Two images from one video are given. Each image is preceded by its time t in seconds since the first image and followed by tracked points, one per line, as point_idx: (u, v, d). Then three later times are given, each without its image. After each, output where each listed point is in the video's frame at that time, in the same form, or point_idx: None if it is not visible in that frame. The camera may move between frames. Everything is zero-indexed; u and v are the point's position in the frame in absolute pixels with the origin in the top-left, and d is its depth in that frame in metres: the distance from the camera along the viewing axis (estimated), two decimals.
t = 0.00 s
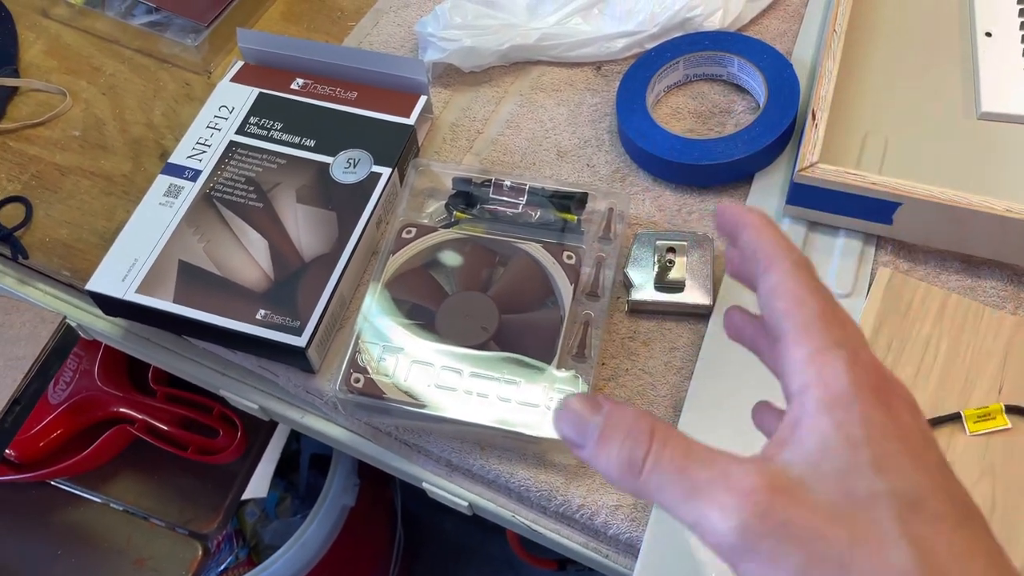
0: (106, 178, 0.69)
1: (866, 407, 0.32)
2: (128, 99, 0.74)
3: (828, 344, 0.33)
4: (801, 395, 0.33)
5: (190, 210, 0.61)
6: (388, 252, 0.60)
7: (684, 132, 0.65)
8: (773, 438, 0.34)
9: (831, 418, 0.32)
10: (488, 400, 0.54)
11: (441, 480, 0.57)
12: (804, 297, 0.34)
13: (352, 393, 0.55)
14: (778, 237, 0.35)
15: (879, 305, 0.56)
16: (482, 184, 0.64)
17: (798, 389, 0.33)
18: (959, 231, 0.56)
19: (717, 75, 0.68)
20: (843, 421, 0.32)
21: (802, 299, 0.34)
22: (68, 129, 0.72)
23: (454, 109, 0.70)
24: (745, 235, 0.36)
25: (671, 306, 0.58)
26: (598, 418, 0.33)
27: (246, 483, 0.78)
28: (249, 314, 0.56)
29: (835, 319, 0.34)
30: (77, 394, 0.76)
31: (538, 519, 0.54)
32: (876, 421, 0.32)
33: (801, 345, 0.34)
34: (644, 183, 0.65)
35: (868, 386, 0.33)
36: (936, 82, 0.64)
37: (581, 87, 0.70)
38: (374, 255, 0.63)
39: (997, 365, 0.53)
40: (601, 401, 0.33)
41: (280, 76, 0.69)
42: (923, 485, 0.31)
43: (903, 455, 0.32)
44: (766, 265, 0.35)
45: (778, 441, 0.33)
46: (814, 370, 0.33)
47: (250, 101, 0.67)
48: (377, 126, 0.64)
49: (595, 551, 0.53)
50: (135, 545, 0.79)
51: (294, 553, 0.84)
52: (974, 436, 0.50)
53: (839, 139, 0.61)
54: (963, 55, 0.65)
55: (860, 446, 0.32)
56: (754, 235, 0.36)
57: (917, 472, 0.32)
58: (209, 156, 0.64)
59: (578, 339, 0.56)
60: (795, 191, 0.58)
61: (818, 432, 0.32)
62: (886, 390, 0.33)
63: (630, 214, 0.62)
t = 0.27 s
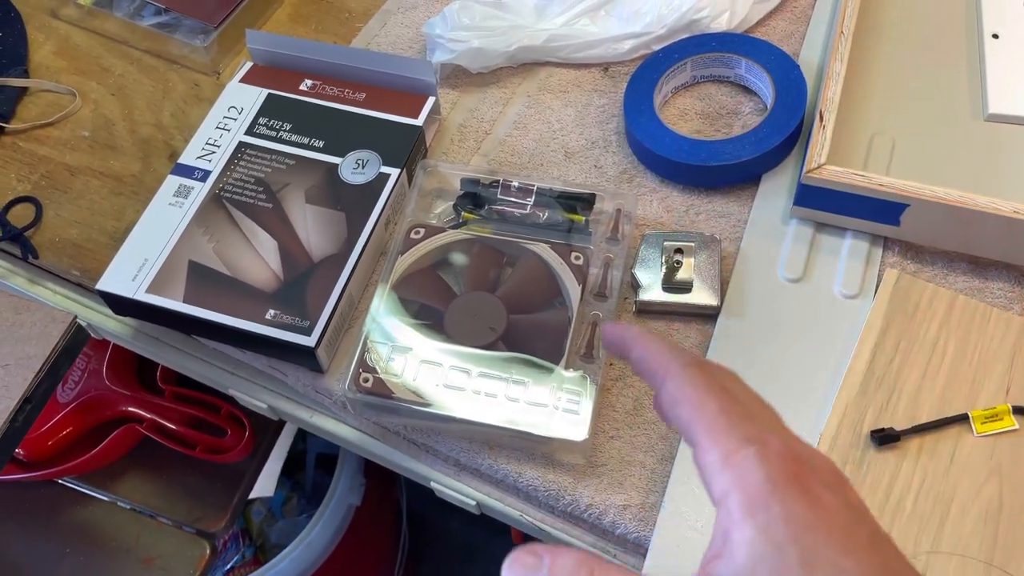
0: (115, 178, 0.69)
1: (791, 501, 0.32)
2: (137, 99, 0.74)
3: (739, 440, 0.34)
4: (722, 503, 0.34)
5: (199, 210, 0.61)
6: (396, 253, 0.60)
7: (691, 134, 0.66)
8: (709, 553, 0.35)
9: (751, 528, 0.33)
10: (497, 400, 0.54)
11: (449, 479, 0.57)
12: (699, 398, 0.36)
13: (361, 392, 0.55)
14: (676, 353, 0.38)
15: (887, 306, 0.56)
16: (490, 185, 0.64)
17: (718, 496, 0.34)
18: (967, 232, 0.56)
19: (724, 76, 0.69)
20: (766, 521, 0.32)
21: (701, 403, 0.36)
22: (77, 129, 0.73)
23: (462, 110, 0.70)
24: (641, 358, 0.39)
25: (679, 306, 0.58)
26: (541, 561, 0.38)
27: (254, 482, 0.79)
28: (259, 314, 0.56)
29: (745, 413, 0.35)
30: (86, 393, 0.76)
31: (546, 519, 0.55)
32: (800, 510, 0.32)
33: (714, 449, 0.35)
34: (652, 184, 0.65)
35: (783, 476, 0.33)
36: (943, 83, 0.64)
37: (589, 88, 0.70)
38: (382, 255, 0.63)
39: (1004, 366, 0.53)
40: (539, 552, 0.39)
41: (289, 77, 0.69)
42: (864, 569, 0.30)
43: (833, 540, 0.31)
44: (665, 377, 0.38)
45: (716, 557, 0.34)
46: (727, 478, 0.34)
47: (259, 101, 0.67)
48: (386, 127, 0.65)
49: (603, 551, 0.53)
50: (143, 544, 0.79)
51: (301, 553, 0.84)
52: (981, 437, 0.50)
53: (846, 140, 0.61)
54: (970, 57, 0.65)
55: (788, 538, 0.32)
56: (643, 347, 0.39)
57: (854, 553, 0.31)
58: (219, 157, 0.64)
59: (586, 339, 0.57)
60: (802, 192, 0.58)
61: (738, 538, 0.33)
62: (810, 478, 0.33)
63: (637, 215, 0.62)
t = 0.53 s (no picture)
0: (119, 167, 0.70)
1: (705, 501, 0.27)
2: (141, 89, 0.74)
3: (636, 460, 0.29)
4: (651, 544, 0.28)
5: (203, 198, 0.61)
6: (400, 240, 0.60)
7: (694, 123, 0.66)
8: None
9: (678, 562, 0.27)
10: (501, 387, 0.54)
11: (453, 467, 0.57)
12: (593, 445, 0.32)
13: (365, 379, 0.55)
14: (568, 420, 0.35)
15: (891, 294, 0.56)
16: (493, 174, 0.64)
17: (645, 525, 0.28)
18: (972, 219, 0.56)
19: (728, 66, 0.69)
20: (683, 537, 0.27)
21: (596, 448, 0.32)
22: (81, 119, 0.73)
23: (466, 100, 0.70)
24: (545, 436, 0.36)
25: (683, 294, 0.58)
26: None
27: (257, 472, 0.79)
28: (262, 301, 0.56)
29: (630, 435, 0.31)
30: (89, 383, 0.76)
31: (549, 506, 0.55)
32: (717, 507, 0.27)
33: (618, 471, 0.30)
34: (655, 173, 0.65)
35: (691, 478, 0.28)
36: (948, 72, 0.63)
37: (592, 78, 0.70)
38: (386, 244, 0.63)
39: (1009, 354, 0.53)
40: None
41: (293, 66, 0.69)
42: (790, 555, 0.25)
43: (758, 530, 0.26)
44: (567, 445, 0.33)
45: None
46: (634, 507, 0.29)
47: (263, 90, 0.67)
48: (389, 116, 0.65)
49: (607, 539, 0.53)
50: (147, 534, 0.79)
51: (304, 545, 0.85)
52: (986, 425, 0.50)
53: (851, 129, 0.61)
54: (975, 46, 0.65)
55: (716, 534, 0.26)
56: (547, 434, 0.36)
57: (771, 538, 0.26)
58: (223, 145, 0.64)
59: (589, 327, 0.57)
60: (806, 180, 0.58)
61: None
62: (715, 471, 0.28)
63: (641, 204, 0.62)
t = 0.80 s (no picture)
0: (129, 165, 0.70)
1: (699, 439, 0.33)
2: (150, 87, 0.74)
3: (632, 398, 0.35)
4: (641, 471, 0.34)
5: (213, 196, 0.61)
6: (410, 238, 0.60)
7: (704, 120, 0.65)
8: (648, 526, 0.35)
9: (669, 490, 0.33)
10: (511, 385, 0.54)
11: (463, 465, 0.57)
12: (601, 388, 0.36)
13: (376, 376, 0.55)
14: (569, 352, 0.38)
15: (903, 292, 0.55)
16: (503, 172, 0.64)
17: (636, 461, 0.34)
18: (985, 217, 0.56)
19: (738, 64, 0.68)
20: (676, 471, 0.33)
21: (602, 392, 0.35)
22: (91, 117, 0.73)
23: (475, 97, 0.70)
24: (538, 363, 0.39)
25: (694, 292, 0.57)
26: (506, 561, 0.39)
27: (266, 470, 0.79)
28: (273, 298, 0.56)
29: (623, 372, 0.36)
30: (98, 380, 0.76)
31: (560, 504, 0.55)
32: (713, 449, 0.32)
33: (612, 409, 0.35)
34: (666, 171, 0.65)
35: (691, 426, 0.33)
36: (959, 69, 0.63)
37: (602, 75, 0.70)
38: (396, 241, 0.63)
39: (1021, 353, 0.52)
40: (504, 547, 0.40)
41: (302, 64, 0.69)
42: (787, 499, 0.31)
43: (755, 470, 0.32)
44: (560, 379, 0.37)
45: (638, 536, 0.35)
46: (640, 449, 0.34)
47: (273, 88, 0.67)
48: (399, 113, 0.65)
49: (617, 537, 0.53)
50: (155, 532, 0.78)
51: (311, 543, 0.85)
52: (999, 423, 0.50)
53: (862, 127, 0.61)
54: (986, 44, 0.64)
55: (715, 477, 0.32)
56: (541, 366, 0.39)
57: (770, 480, 0.32)
58: (233, 143, 0.64)
59: (600, 325, 0.56)
60: (817, 178, 0.58)
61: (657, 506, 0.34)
62: (709, 407, 0.34)
63: (651, 202, 0.62)
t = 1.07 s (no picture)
0: (135, 164, 0.70)
1: (690, 433, 0.33)
2: (156, 87, 0.75)
3: (630, 391, 0.35)
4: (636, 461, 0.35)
5: (219, 195, 0.62)
6: (415, 238, 0.61)
7: (709, 121, 0.66)
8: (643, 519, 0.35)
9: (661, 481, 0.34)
10: (516, 384, 0.54)
11: (468, 463, 0.57)
12: (602, 379, 0.36)
13: (381, 375, 0.55)
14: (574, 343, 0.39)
15: (906, 292, 0.56)
16: (507, 172, 0.64)
17: (633, 454, 0.35)
18: (988, 218, 0.56)
19: (742, 64, 0.69)
20: (668, 465, 0.33)
21: (602, 385, 0.36)
22: (97, 116, 0.73)
23: (480, 97, 0.71)
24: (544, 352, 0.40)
25: (698, 292, 0.58)
26: (514, 551, 0.39)
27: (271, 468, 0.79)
28: (279, 298, 0.56)
29: (626, 365, 0.37)
30: (103, 379, 0.77)
31: (564, 503, 0.55)
32: (705, 443, 0.33)
33: (612, 401, 0.36)
34: (670, 171, 0.65)
35: (684, 419, 0.34)
36: (962, 70, 0.63)
37: (606, 76, 0.70)
38: (401, 241, 0.63)
39: None
40: (513, 540, 0.40)
41: (308, 64, 0.69)
42: (774, 493, 0.31)
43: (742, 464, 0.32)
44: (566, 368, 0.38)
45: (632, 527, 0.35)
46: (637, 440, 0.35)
47: (278, 88, 0.68)
48: (404, 113, 0.65)
49: (621, 535, 0.53)
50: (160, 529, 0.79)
51: (314, 542, 0.85)
52: (1001, 423, 0.50)
53: (866, 127, 0.61)
54: (989, 45, 0.65)
55: (705, 471, 0.32)
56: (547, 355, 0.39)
57: (760, 474, 0.32)
58: (239, 142, 0.65)
59: (604, 324, 0.57)
60: (821, 178, 0.58)
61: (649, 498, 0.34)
62: (703, 403, 0.34)
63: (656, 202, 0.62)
